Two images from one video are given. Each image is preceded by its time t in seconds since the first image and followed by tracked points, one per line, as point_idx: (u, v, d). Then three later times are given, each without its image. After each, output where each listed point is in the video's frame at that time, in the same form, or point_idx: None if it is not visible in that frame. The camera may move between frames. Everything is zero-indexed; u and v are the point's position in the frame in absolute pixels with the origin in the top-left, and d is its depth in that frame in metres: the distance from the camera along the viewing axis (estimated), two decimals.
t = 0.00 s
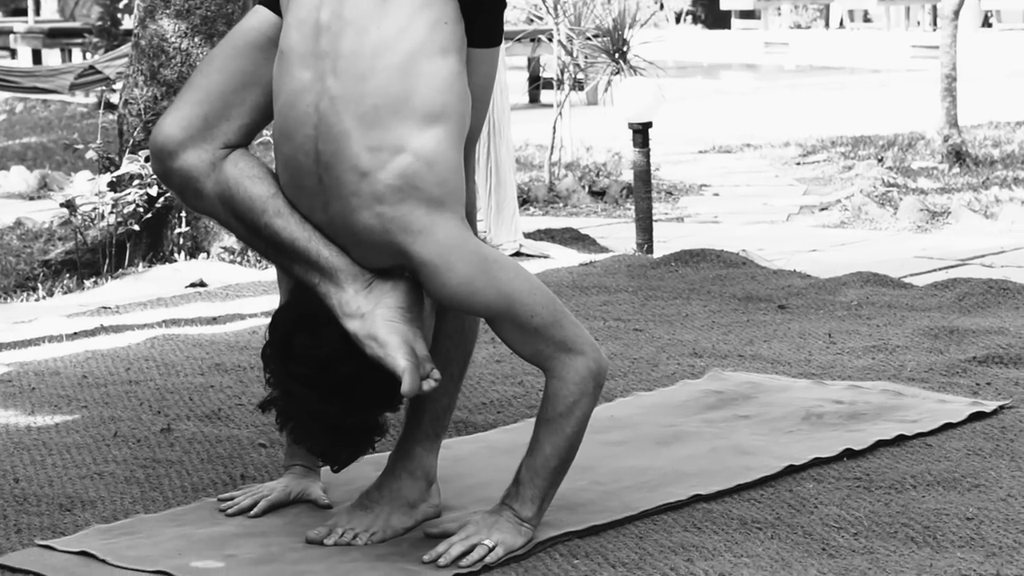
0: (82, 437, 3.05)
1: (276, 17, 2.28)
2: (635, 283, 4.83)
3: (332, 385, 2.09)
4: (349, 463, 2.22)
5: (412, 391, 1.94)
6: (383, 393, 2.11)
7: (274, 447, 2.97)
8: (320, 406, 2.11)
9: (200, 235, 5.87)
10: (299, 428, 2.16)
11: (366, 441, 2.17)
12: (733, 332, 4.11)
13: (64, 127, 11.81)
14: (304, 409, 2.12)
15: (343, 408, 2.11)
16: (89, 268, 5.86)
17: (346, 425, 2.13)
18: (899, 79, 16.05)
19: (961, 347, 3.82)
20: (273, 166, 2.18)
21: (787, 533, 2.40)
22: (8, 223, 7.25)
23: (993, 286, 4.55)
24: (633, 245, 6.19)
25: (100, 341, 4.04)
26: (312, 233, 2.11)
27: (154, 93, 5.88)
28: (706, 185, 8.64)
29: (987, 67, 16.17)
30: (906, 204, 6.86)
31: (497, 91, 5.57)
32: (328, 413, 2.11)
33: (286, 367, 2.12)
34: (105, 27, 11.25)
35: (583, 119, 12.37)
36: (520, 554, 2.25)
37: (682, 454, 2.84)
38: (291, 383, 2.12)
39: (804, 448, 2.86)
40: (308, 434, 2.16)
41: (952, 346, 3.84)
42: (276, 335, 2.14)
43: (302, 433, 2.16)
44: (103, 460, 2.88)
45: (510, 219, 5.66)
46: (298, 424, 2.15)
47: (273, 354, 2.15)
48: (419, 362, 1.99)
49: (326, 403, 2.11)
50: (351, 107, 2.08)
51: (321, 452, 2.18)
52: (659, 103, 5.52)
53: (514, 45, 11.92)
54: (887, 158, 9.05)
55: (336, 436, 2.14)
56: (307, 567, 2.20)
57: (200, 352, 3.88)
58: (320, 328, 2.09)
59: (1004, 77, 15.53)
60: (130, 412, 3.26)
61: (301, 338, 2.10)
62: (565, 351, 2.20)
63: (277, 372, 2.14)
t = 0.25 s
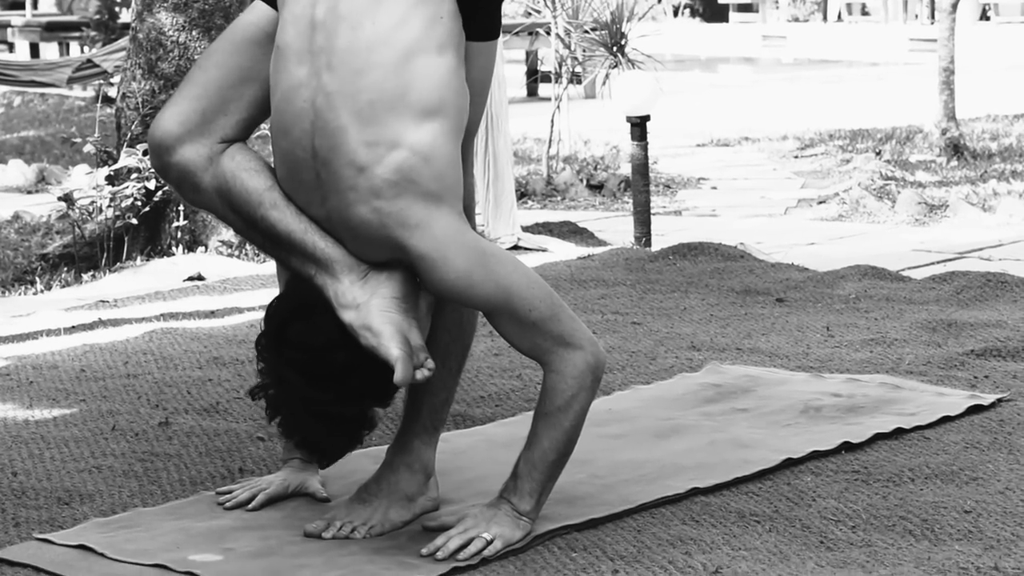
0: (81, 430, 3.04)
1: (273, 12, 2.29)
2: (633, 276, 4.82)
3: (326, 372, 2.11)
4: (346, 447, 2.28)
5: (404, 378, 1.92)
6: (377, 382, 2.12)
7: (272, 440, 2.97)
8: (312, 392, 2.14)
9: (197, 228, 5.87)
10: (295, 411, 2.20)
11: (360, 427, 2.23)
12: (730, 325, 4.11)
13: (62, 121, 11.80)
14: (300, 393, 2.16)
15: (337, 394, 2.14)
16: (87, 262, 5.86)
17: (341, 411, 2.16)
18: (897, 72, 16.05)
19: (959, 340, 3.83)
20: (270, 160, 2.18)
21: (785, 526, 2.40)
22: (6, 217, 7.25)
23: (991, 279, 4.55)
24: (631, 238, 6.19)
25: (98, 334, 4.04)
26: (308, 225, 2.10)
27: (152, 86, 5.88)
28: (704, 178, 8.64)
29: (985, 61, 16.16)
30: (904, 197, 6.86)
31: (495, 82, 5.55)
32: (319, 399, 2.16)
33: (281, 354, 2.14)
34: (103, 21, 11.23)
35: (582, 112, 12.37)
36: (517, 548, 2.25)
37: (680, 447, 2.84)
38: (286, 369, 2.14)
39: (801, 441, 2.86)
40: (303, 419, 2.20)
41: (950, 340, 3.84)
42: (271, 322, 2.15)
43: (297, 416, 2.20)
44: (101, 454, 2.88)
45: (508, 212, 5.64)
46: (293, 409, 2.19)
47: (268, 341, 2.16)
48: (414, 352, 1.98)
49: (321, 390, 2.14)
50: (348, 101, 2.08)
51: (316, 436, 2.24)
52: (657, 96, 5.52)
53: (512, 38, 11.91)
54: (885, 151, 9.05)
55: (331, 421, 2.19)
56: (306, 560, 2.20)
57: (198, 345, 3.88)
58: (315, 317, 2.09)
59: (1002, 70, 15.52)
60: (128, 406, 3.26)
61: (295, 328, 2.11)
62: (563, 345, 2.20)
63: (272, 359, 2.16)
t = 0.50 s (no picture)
0: (80, 425, 3.04)
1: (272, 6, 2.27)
2: (632, 270, 4.82)
3: (321, 361, 2.05)
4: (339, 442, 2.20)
5: (400, 369, 1.92)
6: (374, 374, 2.06)
7: (270, 435, 2.97)
8: (306, 381, 2.07)
9: (196, 224, 5.84)
10: (287, 403, 2.12)
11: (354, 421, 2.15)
12: (729, 320, 4.11)
13: (60, 115, 11.79)
14: (293, 383, 2.08)
15: (332, 384, 2.07)
16: (86, 257, 5.89)
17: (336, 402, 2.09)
18: (896, 67, 16.04)
19: (958, 334, 3.83)
20: (268, 154, 2.18)
21: (784, 521, 2.40)
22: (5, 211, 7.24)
23: (989, 273, 4.55)
24: (630, 232, 6.19)
25: (96, 329, 4.04)
26: (306, 218, 2.10)
27: (151, 81, 5.88)
28: (703, 173, 8.63)
29: (984, 55, 16.16)
30: (903, 191, 6.86)
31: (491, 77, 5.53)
32: (313, 388, 2.08)
33: (276, 344, 2.08)
34: (101, 15, 11.22)
35: (580, 106, 12.36)
36: (516, 542, 2.25)
37: (679, 442, 2.84)
38: (281, 357, 2.08)
39: (800, 435, 2.86)
40: (296, 411, 2.13)
41: (949, 334, 3.84)
42: (267, 312, 2.10)
43: (289, 408, 2.12)
44: (100, 448, 2.88)
45: (507, 208, 5.63)
46: (286, 400, 2.11)
47: (263, 331, 2.11)
48: (411, 343, 1.98)
49: (315, 379, 2.07)
50: (347, 97, 2.08)
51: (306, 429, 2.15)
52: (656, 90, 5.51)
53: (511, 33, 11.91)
54: (883, 146, 9.05)
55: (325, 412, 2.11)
56: (305, 554, 2.20)
57: (196, 340, 3.87)
58: (312, 306, 2.04)
59: (1000, 64, 15.51)
60: (127, 400, 3.25)
61: (291, 316, 2.05)
62: (562, 340, 2.20)
63: (266, 348, 2.10)
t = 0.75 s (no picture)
0: (78, 419, 3.04)
1: None
2: (631, 264, 4.82)
3: (320, 352, 2.03)
4: (335, 435, 2.15)
5: (401, 361, 1.92)
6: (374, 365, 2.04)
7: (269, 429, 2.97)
8: (305, 371, 2.04)
9: (195, 217, 5.88)
10: (285, 395, 2.09)
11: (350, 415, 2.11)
12: (728, 313, 4.11)
13: (59, 109, 11.78)
14: (292, 374, 2.05)
15: (331, 376, 2.04)
16: (84, 250, 5.87)
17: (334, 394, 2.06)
18: (895, 61, 16.03)
19: (956, 328, 3.83)
20: (267, 147, 2.18)
21: (783, 514, 2.40)
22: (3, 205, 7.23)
23: (988, 267, 4.55)
24: (629, 226, 6.19)
25: (95, 323, 4.04)
26: (305, 211, 2.11)
27: (149, 74, 5.85)
28: (702, 167, 8.63)
29: (983, 48, 16.15)
30: (902, 185, 6.86)
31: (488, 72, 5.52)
32: (311, 379, 2.05)
33: (275, 335, 2.05)
34: (100, 9, 11.22)
35: (579, 100, 12.36)
36: (515, 536, 2.25)
37: (677, 435, 2.84)
38: (279, 347, 2.05)
39: (798, 429, 2.86)
40: (292, 402, 2.09)
41: (948, 327, 3.84)
42: (266, 305, 2.08)
43: (287, 400, 2.09)
44: (99, 442, 2.88)
45: (505, 201, 5.62)
46: (283, 391, 2.08)
47: (262, 323, 2.09)
48: (411, 335, 1.98)
49: (314, 371, 2.04)
50: (346, 91, 2.08)
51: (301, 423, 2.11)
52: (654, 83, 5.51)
53: (509, 27, 11.90)
54: (882, 139, 9.04)
55: (321, 405, 2.08)
56: (304, 548, 2.20)
57: (195, 333, 3.87)
58: (312, 297, 2.03)
59: (999, 57, 15.50)
60: (125, 394, 3.25)
61: (292, 307, 2.04)
62: (561, 334, 2.20)
63: (265, 337, 2.07)
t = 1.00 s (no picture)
0: (76, 414, 3.04)
1: None
2: (630, 260, 4.82)
3: (318, 347, 2.02)
4: (335, 431, 2.16)
5: (400, 357, 1.92)
6: (373, 360, 2.04)
7: (268, 424, 2.97)
8: (303, 367, 2.04)
9: (194, 213, 5.86)
10: (285, 391, 2.09)
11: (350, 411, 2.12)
12: (727, 308, 4.11)
13: (57, 105, 11.77)
14: (291, 369, 2.05)
15: (330, 372, 2.04)
16: (83, 246, 5.85)
17: (333, 389, 2.06)
18: (894, 56, 16.02)
19: (955, 323, 3.83)
20: (266, 143, 2.18)
21: (781, 509, 2.40)
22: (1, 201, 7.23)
23: (986, 262, 4.55)
24: (627, 222, 6.19)
25: (94, 318, 4.04)
26: (304, 207, 2.10)
27: (148, 70, 5.84)
28: (700, 162, 8.63)
29: (982, 44, 16.15)
30: (900, 180, 6.87)
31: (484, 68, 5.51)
32: (310, 375, 2.05)
33: (274, 330, 2.05)
34: (98, 5, 11.20)
35: (578, 96, 12.36)
36: (514, 531, 2.25)
37: (676, 431, 2.84)
38: (279, 343, 2.05)
39: (797, 425, 2.86)
40: (292, 398, 2.09)
41: (946, 323, 3.84)
42: (266, 300, 2.08)
43: (287, 396, 2.09)
44: (98, 438, 2.88)
45: (504, 196, 5.66)
46: (283, 387, 2.08)
47: (262, 318, 2.08)
48: (410, 330, 1.98)
49: (313, 367, 2.04)
50: (344, 87, 2.07)
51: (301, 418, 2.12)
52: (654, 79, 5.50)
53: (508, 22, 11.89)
54: (881, 135, 9.04)
55: (320, 401, 2.08)
56: (302, 544, 2.20)
57: (194, 329, 3.87)
58: (311, 292, 2.03)
59: (997, 53, 15.50)
60: (124, 390, 3.26)
61: (291, 303, 2.03)
62: (560, 330, 2.20)
63: (265, 333, 2.07)
